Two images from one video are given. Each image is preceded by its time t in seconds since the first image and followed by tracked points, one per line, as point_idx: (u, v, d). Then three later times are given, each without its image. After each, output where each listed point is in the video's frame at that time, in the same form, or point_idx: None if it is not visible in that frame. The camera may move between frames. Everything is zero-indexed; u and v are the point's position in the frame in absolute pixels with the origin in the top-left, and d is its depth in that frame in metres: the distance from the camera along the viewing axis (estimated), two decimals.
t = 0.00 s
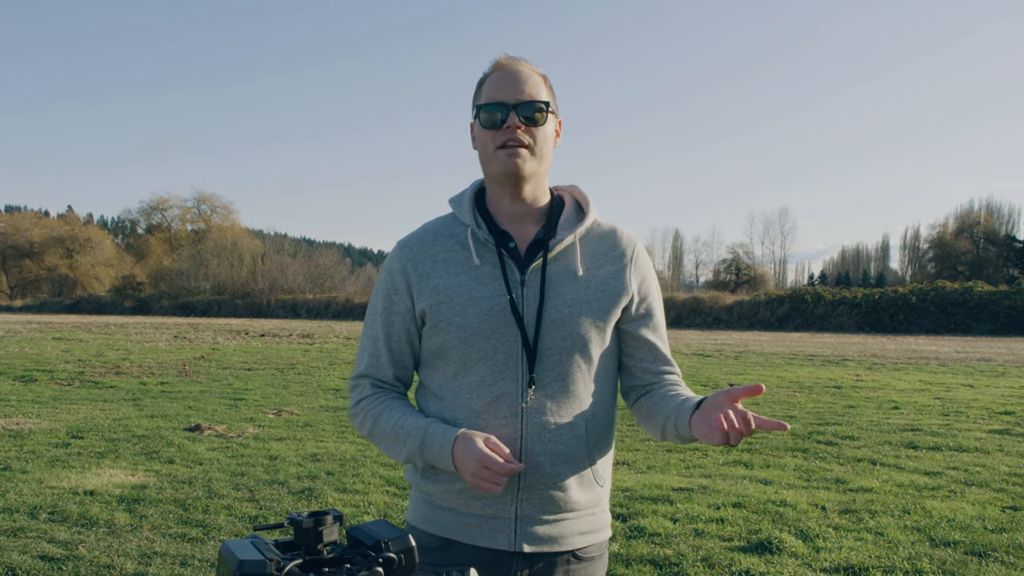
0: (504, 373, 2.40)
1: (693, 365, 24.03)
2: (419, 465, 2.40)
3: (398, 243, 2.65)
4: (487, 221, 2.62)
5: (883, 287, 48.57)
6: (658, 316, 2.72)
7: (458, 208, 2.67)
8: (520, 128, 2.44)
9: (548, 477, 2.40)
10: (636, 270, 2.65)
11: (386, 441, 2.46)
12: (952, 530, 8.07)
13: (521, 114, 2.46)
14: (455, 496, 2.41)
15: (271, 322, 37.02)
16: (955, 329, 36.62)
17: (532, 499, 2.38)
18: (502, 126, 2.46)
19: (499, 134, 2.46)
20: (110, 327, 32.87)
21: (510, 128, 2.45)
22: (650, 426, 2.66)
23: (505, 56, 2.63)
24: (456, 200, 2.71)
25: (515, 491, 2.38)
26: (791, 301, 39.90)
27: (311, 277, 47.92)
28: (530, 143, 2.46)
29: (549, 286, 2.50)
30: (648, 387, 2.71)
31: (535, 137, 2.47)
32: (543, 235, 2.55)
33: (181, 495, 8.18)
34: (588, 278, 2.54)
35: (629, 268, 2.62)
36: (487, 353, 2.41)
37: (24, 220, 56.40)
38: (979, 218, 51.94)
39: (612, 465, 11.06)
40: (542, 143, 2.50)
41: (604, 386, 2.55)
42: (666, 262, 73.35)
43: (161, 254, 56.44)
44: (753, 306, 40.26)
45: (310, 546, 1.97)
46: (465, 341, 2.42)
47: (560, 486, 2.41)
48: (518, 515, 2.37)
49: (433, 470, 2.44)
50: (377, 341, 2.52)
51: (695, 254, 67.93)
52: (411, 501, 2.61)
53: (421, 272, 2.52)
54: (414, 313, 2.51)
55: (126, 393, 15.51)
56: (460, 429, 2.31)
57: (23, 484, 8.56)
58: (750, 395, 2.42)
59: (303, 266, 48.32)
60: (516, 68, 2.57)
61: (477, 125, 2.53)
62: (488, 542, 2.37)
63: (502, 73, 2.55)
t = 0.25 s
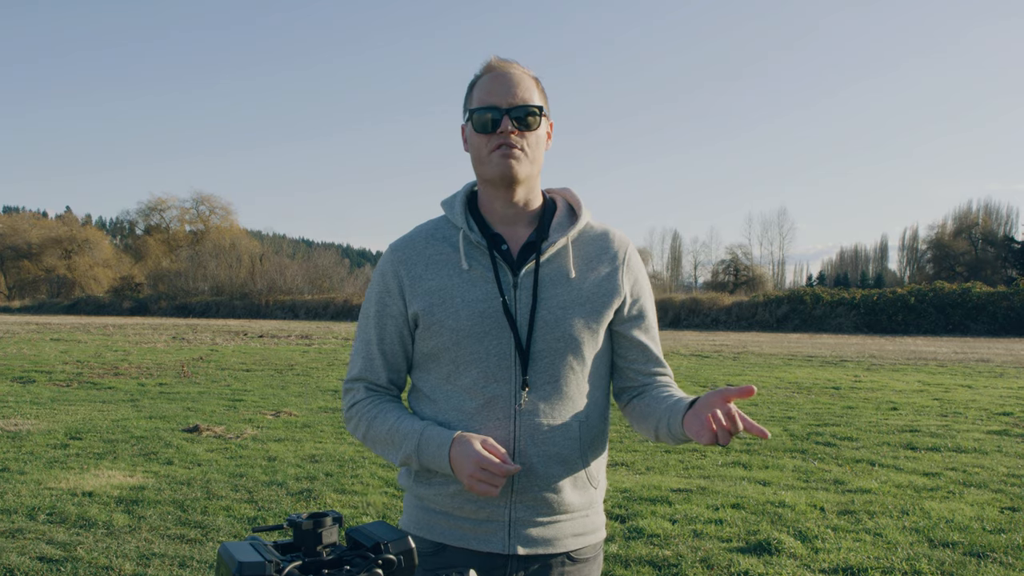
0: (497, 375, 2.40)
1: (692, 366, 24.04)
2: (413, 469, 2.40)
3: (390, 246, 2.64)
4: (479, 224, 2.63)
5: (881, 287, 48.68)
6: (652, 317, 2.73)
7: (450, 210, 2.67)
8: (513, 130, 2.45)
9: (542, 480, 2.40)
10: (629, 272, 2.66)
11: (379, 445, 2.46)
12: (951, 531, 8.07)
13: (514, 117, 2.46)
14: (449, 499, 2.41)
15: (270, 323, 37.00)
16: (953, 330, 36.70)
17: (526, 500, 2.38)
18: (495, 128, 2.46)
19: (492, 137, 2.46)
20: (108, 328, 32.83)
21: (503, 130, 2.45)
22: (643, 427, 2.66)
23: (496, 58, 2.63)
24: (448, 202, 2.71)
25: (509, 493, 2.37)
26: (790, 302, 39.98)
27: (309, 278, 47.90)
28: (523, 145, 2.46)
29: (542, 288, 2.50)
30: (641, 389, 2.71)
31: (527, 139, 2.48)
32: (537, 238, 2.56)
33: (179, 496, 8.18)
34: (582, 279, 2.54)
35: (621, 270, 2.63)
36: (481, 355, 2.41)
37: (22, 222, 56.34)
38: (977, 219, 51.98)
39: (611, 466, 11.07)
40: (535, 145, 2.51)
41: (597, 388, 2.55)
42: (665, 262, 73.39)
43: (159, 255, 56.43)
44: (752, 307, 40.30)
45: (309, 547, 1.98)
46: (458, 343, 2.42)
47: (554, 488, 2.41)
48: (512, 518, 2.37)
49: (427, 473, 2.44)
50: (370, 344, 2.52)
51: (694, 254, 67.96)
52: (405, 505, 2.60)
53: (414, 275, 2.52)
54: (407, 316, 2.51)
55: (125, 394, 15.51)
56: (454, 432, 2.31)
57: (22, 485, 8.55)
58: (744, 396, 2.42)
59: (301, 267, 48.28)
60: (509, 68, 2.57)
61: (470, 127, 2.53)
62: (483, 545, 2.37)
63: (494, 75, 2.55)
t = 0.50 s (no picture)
0: (476, 373, 2.40)
1: (690, 365, 24.06)
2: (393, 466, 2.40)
3: (366, 243, 2.62)
4: (457, 221, 2.61)
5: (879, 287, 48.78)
6: (628, 317, 2.73)
7: (427, 208, 2.65)
8: (495, 130, 2.44)
9: (523, 478, 2.41)
10: (605, 271, 2.67)
11: (357, 444, 2.44)
12: (949, 530, 8.09)
13: (496, 116, 2.46)
14: (430, 499, 2.41)
15: (268, 323, 36.96)
16: (951, 329, 36.77)
17: (507, 498, 2.39)
18: (477, 126, 2.44)
19: (474, 135, 2.45)
20: (106, 327, 32.76)
21: (485, 129, 2.44)
22: (617, 427, 2.67)
23: (477, 56, 2.61)
24: (425, 200, 2.69)
25: (491, 491, 2.38)
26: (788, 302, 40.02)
27: (308, 277, 47.86)
28: (504, 145, 2.46)
29: (520, 287, 2.50)
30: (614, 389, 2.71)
31: (509, 138, 2.47)
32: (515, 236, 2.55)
33: (178, 495, 8.17)
34: (560, 278, 2.54)
35: (597, 269, 2.64)
36: (459, 352, 2.40)
37: (20, 221, 56.23)
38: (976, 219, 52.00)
39: (609, 465, 11.07)
40: (516, 144, 2.50)
41: (573, 387, 2.56)
42: (663, 262, 73.42)
43: (157, 254, 56.35)
44: (750, 306, 40.34)
45: (308, 544, 1.98)
46: (436, 341, 2.41)
47: (534, 486, 2.42)
48: (494, 516, 2.38)
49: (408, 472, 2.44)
50: (347, 342, 2.49)
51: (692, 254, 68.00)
52: (385, 505, 2.60)
53: (392, 272, 2.51)
54: (384, 313, 2.49)
55: (123, 393, 15.48)
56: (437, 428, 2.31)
57: (20, 484, 8.54)
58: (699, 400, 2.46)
59: (300, 267, 48.24)
60: (491, 67, 2.55)
61: (451, 124, 2.51)
62: (465, 544, 2.37)
63: (476, 73, 2.53)
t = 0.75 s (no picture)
0: (443, 372, 2.36)
1: (688, 365, 24.07)
2: (358, 468, 2.35)
3: (325, 241, 2.54)
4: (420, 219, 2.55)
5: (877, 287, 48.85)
6: (590, 317, 2.73)
7: (388, 204, 2.57)
8: (456, 126, 2.39)
9: (489, 477, 2.40)
10: (567, 268, 2.67)
11: (321, 447, 2.39)
12: (947, 529, 8.09)
13: (457, 112, 2.41)
14: (397, 501, 2.39)
15: (267, 323, 36.96)
16: (949, 329, 36.77)
17: (474, 498, 2.39)
18: (437, 124, 2.39)
19: (434, 132, 2.39)
20: (104, 327, 32.74)
21: (445, 126, 2.38)
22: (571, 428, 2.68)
23: (437, 52, 2.55)
24: (386, 196, 2.61)
25: (458, 492, 2.38)
26: (787, 302, 40.07)
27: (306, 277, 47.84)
28: (466, 142, 2.41)
29: (486, 285, 2.46)
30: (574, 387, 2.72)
31: (470, 135, 2.42)
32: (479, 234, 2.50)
33: (176, 495, 8.16)
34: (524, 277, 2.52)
35: (560, 268, 2.63)
36: (426, 352, 2.36)
37: (18, 221, 56.17)
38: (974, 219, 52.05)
39: (607, 465, 11.08)
40: (477, 142, 2.45)
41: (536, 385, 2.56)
42: (661, 262, 73.50)
43: (156, 255, 56.33)
44: (749, 306, 40.41)
45: (306, 543, 1.99)
46: (402, 340, 2.36)
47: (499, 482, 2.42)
48: (462, 516, 2.37)
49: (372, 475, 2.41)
50: (308, 342, 2.42)
51: (691, 254, 68.09)
52: (348, 509, 2.56)
53: (354, 270, 2.44)
54: (347, 312, 2.43)
55: (121, 393, 15.47)
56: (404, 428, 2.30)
57: (18, 485, 8.53)
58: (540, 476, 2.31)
59: (298, 267, 48.23)
60: (449, 63, 2.50)
61: (410, 122, 2.44)
62: (434, 546, 2.36)
63: (435, 70, 2.47)
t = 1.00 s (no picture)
0: (403, 373, 2.36)
1: (688, 365, 24.07)
2: (317, 471, 2.33)
3: (283, 243, 2.52)
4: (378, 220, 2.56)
5: (876, 287, 48.91)
6: (547, 318, 2.75)
7: (345, 205, 2.58)
8: (414, 123, 2.41)
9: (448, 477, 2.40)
10: (525, 269, 2.69)
11: (277, 451, 2.36)
12: (947, 529, 8.10)
13: (414, 109, 2.43)
14: (355, 504, 2.37)
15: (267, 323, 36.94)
16: (948, 329, 36.77)
17: (433, 500, 2.39)
18: (394, 120, 2.41)
19: (392, 128, 2.41)
20: (103, 328, 32.69)
21: (403, 122, 2.41)
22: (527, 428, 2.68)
23: (392, 52, 2.58)
24: (342, 197, 2.61)
25: (417, 495, 2.37)
26: (785, 302, 40.13)
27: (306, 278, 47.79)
28: (423, 139, 2.43)
29: (444, 285, 2.47)
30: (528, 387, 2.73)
31: (427, 132, 2.45)
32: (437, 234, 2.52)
33: (175, 496, 8.16)
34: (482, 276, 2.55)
35: (518, 267, 2.66)
36: (386, 353, 2.36)
37: (17, 222, 56.10)
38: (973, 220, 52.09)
39: (607, 465, 11.07)
40: (434, 139, 2.48)
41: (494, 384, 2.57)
42: (661, 262, 73.52)
43: (154, 255, 56.27)
44: (748, 306, 40.46)
45: (308, 541, 1.98)
46: (361, 341, 2.35)
47: (457, 484, 2.41)
48: (420, 518, 2.37)
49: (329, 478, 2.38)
50: (264, 344, 2.40)
51: (690, 254, 68.15)
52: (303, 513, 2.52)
53: (313, 271, 2.42)
54: (305, 313, 2.41)
55: (120, 393, 15.46)
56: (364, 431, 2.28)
57: (17, 484, 8.52)
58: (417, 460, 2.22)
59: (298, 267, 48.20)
60: (404, 63, 2.54)
61: (367, 120, 2.46)
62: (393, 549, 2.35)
63: (390, 68, 2.51)
